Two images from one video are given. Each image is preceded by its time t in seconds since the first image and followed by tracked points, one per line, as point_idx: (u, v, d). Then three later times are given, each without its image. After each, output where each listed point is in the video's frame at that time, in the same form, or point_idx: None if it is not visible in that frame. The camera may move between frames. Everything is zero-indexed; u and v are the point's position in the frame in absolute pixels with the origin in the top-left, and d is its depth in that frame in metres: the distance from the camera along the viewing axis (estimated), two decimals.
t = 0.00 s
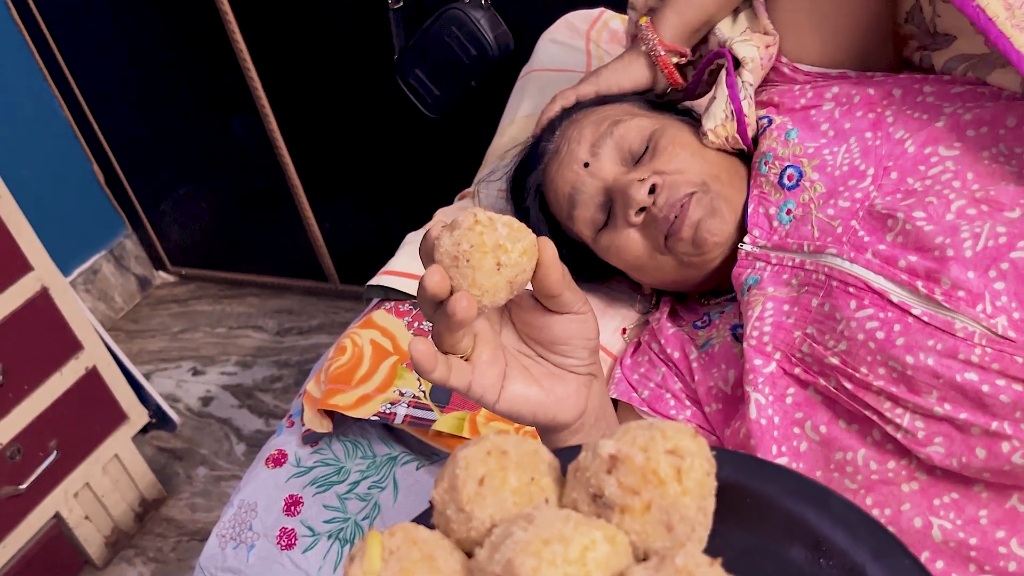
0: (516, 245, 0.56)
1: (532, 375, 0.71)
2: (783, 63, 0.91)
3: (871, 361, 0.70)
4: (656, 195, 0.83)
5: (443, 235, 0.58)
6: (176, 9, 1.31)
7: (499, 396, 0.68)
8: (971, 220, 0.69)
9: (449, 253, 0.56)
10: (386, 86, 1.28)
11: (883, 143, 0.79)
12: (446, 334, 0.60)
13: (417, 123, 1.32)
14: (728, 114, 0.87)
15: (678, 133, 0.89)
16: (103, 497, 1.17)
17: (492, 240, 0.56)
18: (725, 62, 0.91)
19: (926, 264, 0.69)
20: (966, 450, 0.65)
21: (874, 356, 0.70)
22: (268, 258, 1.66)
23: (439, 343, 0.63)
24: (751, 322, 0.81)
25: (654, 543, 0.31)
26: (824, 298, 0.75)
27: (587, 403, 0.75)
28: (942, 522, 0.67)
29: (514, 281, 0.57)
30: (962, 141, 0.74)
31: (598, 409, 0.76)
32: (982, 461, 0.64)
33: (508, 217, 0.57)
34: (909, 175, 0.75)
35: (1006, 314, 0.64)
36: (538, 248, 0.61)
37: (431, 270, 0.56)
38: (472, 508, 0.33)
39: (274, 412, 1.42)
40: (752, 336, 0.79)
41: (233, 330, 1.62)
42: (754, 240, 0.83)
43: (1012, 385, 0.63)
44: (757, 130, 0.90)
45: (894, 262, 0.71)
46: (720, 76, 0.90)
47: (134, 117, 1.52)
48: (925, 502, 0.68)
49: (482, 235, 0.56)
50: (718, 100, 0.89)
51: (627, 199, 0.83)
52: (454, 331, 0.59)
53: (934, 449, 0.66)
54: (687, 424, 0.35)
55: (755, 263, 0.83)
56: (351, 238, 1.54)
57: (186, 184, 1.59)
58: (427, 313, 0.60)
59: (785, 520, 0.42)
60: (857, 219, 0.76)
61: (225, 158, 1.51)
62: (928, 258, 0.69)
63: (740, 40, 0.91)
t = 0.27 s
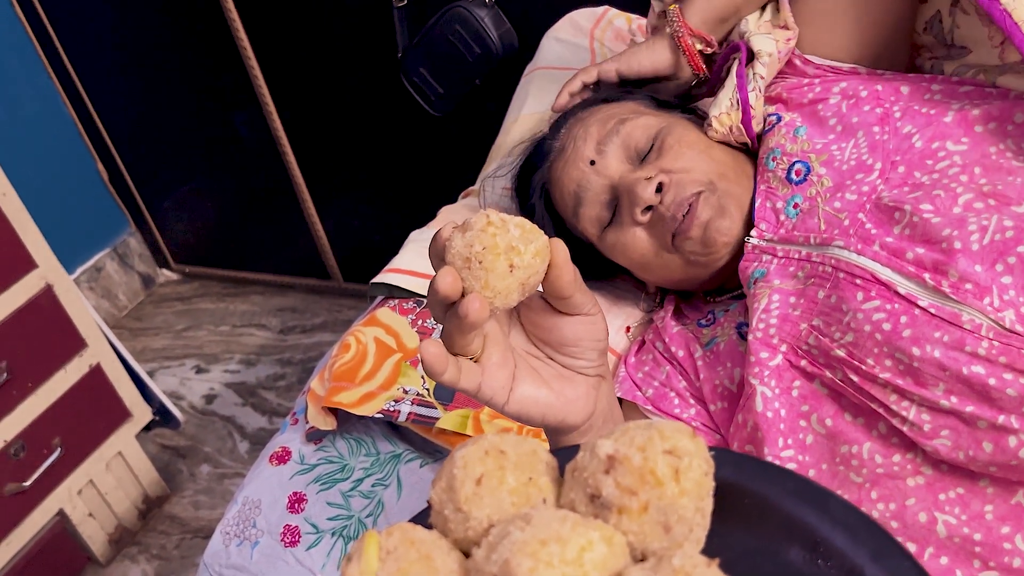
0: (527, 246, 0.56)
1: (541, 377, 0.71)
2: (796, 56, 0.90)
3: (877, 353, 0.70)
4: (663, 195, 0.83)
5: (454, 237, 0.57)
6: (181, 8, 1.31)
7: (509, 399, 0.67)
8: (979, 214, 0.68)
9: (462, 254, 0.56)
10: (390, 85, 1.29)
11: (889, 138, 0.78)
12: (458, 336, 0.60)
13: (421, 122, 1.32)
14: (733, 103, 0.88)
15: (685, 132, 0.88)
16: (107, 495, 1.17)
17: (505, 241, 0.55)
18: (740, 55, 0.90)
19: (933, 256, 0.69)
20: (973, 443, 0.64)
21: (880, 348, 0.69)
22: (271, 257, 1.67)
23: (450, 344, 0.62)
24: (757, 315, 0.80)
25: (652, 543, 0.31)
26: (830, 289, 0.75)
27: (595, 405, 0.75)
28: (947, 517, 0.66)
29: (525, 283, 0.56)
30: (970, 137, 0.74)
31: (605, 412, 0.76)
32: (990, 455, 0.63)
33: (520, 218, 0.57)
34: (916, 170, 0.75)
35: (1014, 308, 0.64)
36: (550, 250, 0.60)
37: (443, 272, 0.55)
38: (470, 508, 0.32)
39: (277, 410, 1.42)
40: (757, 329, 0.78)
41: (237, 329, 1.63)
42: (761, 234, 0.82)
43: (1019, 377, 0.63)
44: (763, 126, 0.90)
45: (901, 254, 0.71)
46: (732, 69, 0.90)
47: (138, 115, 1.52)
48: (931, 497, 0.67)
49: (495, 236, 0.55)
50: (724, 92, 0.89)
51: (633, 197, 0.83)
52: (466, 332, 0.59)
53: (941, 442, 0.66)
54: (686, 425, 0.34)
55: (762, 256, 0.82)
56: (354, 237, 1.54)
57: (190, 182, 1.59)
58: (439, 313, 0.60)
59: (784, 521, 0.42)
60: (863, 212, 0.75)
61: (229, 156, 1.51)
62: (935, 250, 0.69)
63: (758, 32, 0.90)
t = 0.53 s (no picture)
0: (529, 237, 0.56)
1: (541, 375, 0.70)
2: (801, 55, 0.90)
3: (881, 352, 0.69)
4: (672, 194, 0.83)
5: (455, 230, 0.57)
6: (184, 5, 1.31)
7: (509, 394, 0.66)
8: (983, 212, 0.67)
9: (464, 246, 0.55)
10: (392, 83, 1.28)
11: (894, 137, 0.77)
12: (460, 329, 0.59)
13: (424, 120, 1.31)
14: (737, 102, 0.87)
15: (691, 130, 0.88)
16: (110, 492, 1.18)
17: (506, 232, 0.55)
18: (746, 54, 0.91)
19: (938, 255, 0.68)
20: (978, 442, 0.64)
21: (884, 347, 0.69)
22: (275, 255, 1.67)
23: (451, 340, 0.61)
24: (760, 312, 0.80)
25: (651, 548, 0.31)
26: (835, 288, 0.74)
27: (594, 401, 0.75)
28: (951, 516, 0.66)
29: (528, 273, 0.56)
30: (975, 136, 0.73)
31: (603, 411, 0.76)
32: (995, 454, 0.63)
33: (521, 210, 0.57)
34: (921, 169, 0.74)
35: (1019, 307, 0.64)
36: (550, 241, 0.59)
37: (447, 264, 0.55)
38: (469, 513, 0.32)
39: (280, 407, 1.42)
40: (762, 327, 0.77)
41: (240, 326, 1.63)
42: (766, 233, 0.82)
43: None
44: (768, 125, 0.89)
45: (906, 253, 0.70)
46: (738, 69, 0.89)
47: (142, 113, 1.52)
48: (935, 497, 0.67)
49: (497, 227, 0.55)
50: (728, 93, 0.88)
51: (640, 196, 0.83)
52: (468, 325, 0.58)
53: (946, 441, 0.65)
54: (685, 428, 0.34)
55: (766, 255, 0.82)
56: (357, 236, 1.54)
57: (194, 179, 1.60)
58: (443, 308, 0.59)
59: (783, 525, 0.41)
60: (868, 211, 0.75)
61: (232, 155, 1.51)
62: (940, 249, 0.68)
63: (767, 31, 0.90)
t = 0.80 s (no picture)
0: (549, 246, 0.54)
1: (552, 390, 0.70)
2: (808, 55, 0.89)
3: (886, 354, 0.69)
4: (672, 190, 0.82)
5: (469, 253, 0.53)
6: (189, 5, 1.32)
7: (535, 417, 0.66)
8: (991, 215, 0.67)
9: (486, 268, 0.52)
10: (395, 83, 1.28)
11: (899, 137, 0.77)
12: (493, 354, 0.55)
13: (426, 119, 1.31)
14: (742, 103, 0.87)
15: (694, 128, 0.88)
16: (113, 489, 1.18)
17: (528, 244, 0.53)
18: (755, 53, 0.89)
19: (943, 257, 0.68)
20: (983, 445, 0.63)
21: (889, 349, 0.68)
22: (278, 254, 1.67)
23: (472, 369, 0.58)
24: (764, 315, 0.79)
25: (646, 545, 0.30)
26: (839, 290, 0.73)
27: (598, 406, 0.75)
28: (955, 518, 0.65)
29: (552, 282, 0.55)
30: (981, 137, 0.73)
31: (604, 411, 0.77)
32: (1000, 457, 0.62)
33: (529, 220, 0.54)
34: (926, 170, 0.73)
35: None
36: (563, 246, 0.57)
37: (477, 289, 0.51)
38: (464, 512, 0.32)
39: (282, 406, 1.42)
40: (765, 329, 0.77)
41: (243, 325, 1.63)
42: (770, 234, 0.81)
43: None
44: (771, 127, 0.89)
45: (911, 255, 0.70)
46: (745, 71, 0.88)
47: (147, 112, 1.53)
48: (938, 498, 0.66)
49: (518, 241, 0.52)
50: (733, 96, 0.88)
51: (641, 192, 0.83)
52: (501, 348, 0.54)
53: (950, 443, 0.65)
54: (679, 426, 0.34)
55: (770, 257, 0.81)
56: (360, 234, 1.54)
57: (197, 178, 1.60)
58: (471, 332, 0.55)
59: (779, 523, 0.41)
60: (873, 214, 0.74)
61: (236, 154, 1.52)
62: (945, 251, 0.68)
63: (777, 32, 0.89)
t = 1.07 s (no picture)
0: (564, 246, 0.53)
1: (564, 384, 0.70)
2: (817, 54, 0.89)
3: (894, 355, 0.68)
4: (677, 184, 0.82)
5: (485, 241, 0.53)
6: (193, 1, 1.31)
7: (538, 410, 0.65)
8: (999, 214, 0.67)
9: (499, 259, 0.52)
10: (399, 81, 1.28)
11: (907, 137, 0.76)
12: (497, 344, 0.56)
13: (431, 117, 1.31)
14: (749, 104, 0.86)
15: (700, 125, 0.87)
16: (117, 486, 1.18)
17: (542, 242, 0.52)
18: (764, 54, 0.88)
19: (952, 259, 0.68)
20: (990, 447, 0.63)
21: (897, 350, 0.68)
22: (282, 252, 1.67)
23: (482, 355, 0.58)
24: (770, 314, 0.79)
25: (653, 548, 0.30)
26: (846, 292, 0.73)
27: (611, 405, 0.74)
28: (961, 519, 0.65)
29: (564, 283, 0.54)
30: (989, 137, 0.72)
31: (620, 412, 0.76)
32: (1007, 458, 0.62)
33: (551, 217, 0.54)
34: (935, 170, 0.73)
35: None
36: (580, 246, 0.56)
37: (484, 279, 0.51)
38: (470, 514, 0.32)
39: (285, 402, 1.42)
40: (772, 328, 0.76)
41: (246, 322, 1.63)
42: (777, 234, 0.81)
43: None
44: (778, 126, 0.88)
45: (919, 256, 0.69)
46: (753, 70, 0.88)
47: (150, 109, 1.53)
48: (944, 500, 0.66)
49: (533, 237, 0.52)
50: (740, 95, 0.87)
51: (646, 186, 0.82)
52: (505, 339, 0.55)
53: (957, 444, 0.65)
54: (686, 428, 0.34)
55: (777, 256, 0.81)
56: (364, 232, 1.54)
57: (201, 175, 1.60)
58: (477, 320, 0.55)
59: (783, 524, 0.41)
60: (880, 213, 0.74)
61: (239, 151, 1.52)
62: (953, 253, 0.68)
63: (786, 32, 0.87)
